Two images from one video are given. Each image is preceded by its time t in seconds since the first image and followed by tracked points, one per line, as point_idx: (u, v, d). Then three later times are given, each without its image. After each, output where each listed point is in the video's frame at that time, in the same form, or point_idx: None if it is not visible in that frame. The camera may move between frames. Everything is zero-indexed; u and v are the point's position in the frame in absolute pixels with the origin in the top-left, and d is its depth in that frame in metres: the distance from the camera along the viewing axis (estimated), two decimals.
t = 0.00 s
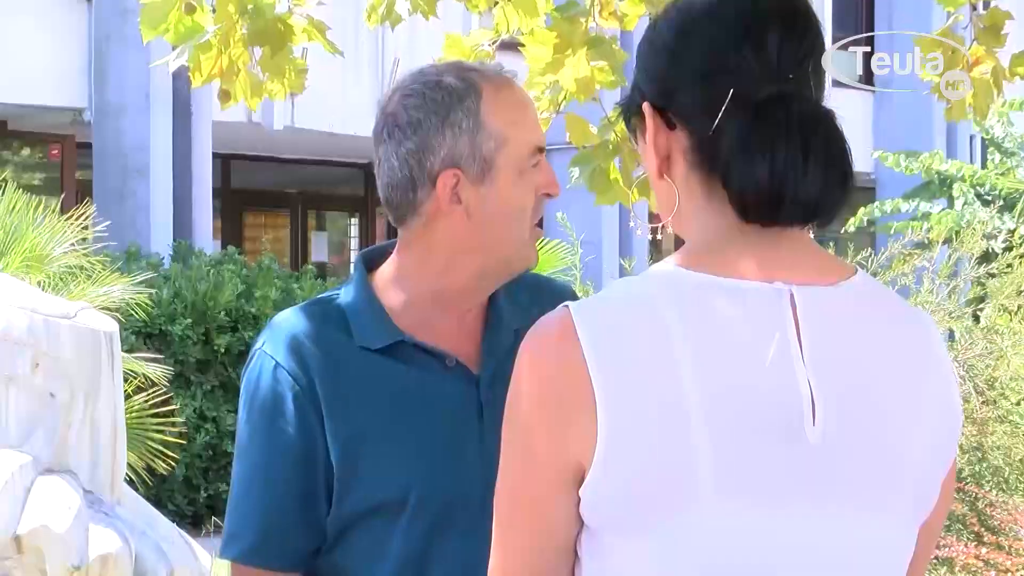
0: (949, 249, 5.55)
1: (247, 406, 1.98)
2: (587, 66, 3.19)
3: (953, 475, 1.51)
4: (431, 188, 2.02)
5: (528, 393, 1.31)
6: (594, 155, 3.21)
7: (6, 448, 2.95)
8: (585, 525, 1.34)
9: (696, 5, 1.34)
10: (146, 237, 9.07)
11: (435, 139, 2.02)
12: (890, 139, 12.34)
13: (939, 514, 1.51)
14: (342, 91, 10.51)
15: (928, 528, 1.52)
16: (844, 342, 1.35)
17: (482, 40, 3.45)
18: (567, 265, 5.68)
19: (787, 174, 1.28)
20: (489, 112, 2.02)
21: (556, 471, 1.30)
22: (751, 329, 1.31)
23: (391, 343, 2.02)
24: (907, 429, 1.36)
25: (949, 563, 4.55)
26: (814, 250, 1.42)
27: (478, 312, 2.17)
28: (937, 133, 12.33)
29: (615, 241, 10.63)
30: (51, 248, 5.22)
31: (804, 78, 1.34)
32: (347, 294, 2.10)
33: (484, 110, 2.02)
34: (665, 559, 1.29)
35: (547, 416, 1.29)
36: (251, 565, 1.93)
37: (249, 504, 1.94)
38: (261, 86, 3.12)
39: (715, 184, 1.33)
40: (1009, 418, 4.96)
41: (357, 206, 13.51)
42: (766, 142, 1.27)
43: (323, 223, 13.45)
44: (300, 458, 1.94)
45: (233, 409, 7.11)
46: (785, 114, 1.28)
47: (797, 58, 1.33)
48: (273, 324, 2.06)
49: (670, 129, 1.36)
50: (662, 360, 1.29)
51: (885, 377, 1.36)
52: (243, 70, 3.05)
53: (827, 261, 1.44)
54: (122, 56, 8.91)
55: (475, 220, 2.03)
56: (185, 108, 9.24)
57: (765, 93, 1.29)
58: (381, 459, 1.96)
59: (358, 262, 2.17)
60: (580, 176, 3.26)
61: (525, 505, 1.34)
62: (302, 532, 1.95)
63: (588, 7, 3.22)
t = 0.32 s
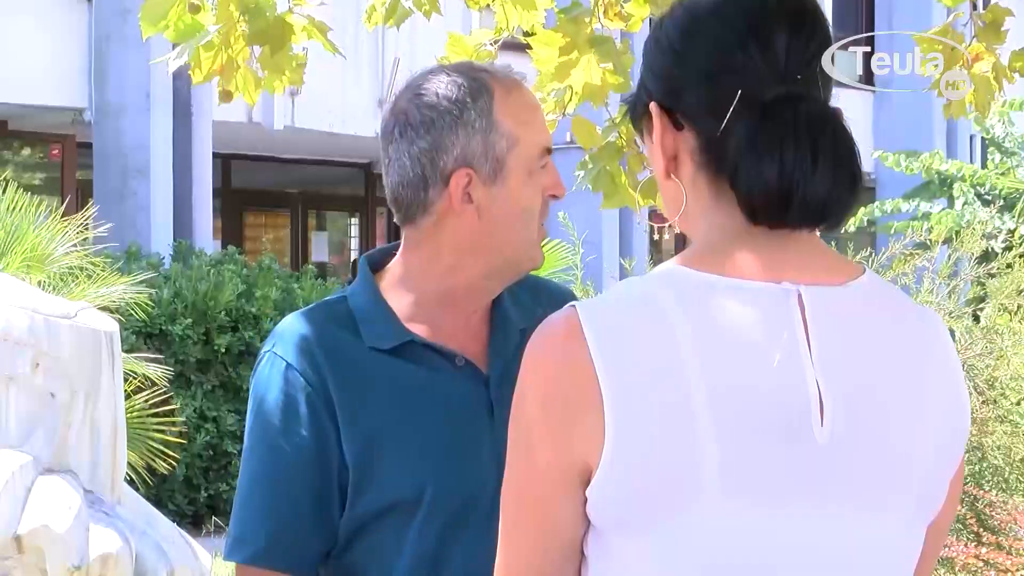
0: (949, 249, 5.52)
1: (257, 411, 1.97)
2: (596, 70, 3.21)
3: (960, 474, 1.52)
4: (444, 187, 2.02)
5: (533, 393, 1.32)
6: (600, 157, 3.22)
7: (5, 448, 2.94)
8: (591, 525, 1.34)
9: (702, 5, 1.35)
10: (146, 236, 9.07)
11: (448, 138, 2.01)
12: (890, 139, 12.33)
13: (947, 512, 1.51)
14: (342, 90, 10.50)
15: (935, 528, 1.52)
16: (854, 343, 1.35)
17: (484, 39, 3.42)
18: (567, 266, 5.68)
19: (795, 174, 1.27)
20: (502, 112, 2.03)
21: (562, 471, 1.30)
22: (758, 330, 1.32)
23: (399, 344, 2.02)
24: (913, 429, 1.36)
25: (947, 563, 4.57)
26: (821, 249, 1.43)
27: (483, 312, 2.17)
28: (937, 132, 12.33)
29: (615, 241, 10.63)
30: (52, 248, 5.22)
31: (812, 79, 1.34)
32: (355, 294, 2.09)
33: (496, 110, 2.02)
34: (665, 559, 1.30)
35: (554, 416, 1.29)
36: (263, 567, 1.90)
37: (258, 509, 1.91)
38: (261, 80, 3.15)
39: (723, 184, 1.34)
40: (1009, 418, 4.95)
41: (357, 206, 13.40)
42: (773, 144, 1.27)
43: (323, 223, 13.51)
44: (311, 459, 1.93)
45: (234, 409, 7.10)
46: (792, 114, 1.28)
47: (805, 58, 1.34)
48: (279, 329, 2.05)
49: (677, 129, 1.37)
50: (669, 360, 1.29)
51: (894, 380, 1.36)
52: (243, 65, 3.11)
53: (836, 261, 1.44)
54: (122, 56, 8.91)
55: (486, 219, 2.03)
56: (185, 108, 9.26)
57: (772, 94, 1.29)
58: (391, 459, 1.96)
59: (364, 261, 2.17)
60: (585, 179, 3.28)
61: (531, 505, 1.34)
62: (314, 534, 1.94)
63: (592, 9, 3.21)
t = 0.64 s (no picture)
0: (949, 248, 5.50)
1: (274, 408, 2.01)
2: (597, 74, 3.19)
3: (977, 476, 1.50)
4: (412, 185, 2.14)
5: (544, 396, 1.32)
6: (597, 158, 3.22)
7: (6, 448, 2.94)
8: (603, 526, 1.34)
9: (719, 3, 1.34)
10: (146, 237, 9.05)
11: (416, 139, 2.13)
12: (890, 139, 12.32)
13: (961, 515, 1.50)
14: (342, 91, 10.50)
15: (951, 528, 1.51)
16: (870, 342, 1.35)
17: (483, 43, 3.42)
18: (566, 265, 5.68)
19: (815, 177, 1.27)
20: (463, 112, 2.07)
21: (575, 473, 1.30)
22: (772, 331, 1.31)
23: (415, 342, 2.03)
24: (925, 430, 1.35)
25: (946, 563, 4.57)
26: (841, 252, 1.41)
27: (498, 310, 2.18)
28: (937, 133, 12.32)
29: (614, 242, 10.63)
30: (51, 248, 5.21)
31: (829, 80, 1.34)
32: (373, 294, 2.12)
33: (459, 109, 2.07)
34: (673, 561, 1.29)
35: (566, 416, 1.29)
36: (283, 562, 1.94)
37: (279, 503, 1.95)
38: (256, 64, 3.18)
39: (739, 185, 1.33)
40: (1009, 418, 4.92)
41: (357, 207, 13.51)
42: (794, 146, 1.27)
43: (323, 223, 13.50)
44: (330, 457, 1.96)
45: (233, 409, 7.10)
46: (811, 116, 1.28)
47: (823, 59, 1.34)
48: (292, 337, 2.07)
49: (693, 129, 1.36)
50: (681, 358, 1.29)
51: (908, 382, 1.35)
52: (237, 53, 3.13)
53: (856, 264, 1.43)
54: (122, 56, 8.88)
55: (456, 219, 2.09)
56: (185, 108, 9.27)
57: (792, 95, 1.29)
58: (406, 457, 1.97)
59: (383, 262, 2.22)
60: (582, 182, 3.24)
61: (544, 508, 1.34)
62: (333, 530, 1.96)
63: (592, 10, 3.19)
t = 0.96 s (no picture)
0: (949, 248, 5.50)
1: (287, 395, 2.03)
2: (584, 71, 3.27)
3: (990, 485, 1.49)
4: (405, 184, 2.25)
5: (562, 399, 1.32)
6: (590, 161, 3.20)
7: (6, 448, 2.96)
8: (623, 531, 1.34)
9: (741, 5, 1.33)
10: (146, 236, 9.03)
11: (405, 140, 2.24)
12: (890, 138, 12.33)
13: (974, 524, 1.49)
14: (342, 90, 10.51)
15: (964, 536, 1.49)
16: (889, 346, 1.34)
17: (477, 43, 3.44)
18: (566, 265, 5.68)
19: (844, 183, 1.26)
20: (432, 113, 2.16)
21: (596, 477, 1.30)
22: (791, 336, 1.30)
23: (426, 339, 2.04)
24: (942, 437, 1.34)
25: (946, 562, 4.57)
26: (864, 259, 1.40)
27: (513, 311, 2.18)
28: (937, 132, 12.33)
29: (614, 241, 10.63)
30: (51, 249, 5.22)
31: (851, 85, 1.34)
32: (392, 294, 2.14)
33: (433, 108, 2.16)
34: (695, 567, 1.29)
35: (586, 419, 1.29)
36: (294, 556, 1.96)
37: (287, 491, 1.98)
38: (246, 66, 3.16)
39: (765, 190, 1.32)
40: (1009, 418, 4.92)
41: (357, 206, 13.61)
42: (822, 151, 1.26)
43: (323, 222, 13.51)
44: (341, 455, 1.98)
45: (233, 409, 7.10)
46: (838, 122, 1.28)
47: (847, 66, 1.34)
48: (305, 334, 2.08)
49: (714, 131, 1.35)
50: (698, 361, 1.29)
51: (924, 388, 1.34)
52: (228, 55, 3.10)
53: (876, 269, 1.43)
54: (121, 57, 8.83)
55: (439, 215, 2.16)
56: (185, 108, 9.30)
57: (817, 101, 1.29)
58: (416, 457, 1.97)
59: (403, 261, 2.24)
60: (575, 184, 3.21)
61: (562, 513, 1.34)
62: (342, 527, 1.98)
63: (584, 11, 3.19)
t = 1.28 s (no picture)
0: (947, 248, 5.50)
1: (296, 394, 2.05)
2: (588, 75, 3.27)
3: (996, 485, 1.50)
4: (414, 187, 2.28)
5: (570, 398, 1.33)
6: (588, 163, 3.22)
7: (7, 447, 2.98)
8: (633, 531, 1.34)
9: (751, 8, 1.34)
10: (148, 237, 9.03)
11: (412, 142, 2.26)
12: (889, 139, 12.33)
13: (979, 524, 1.49)
14: (342, 90, 10.52)
15: (969, 536, 1.50)
16: (896, 347, 1.35)
17: (477, 44, 3.42)
18: (566, 264, 5.70)
19: (853, 186, 1.27)
20: (435, 115, 2.18)
21: (605, 476, 1.31)
22: (799, 336, 1.31)
23: (431, 339, 2.04)
24: (948, 437, 1.35)
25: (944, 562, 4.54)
26: (873, 262, 1.42)
27: (523, 312, 2.18)
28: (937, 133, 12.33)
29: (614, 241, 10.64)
30: (53, 248, 5.23)
31: (859, 88, 1.35)
32: (404, 294, 2.14)
33: (437, 112, 2.17)
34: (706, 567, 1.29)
35: (597, 419, 1.30)
36: (296, 553, 1.96)
37: (289, 485, 1.99)
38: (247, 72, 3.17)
39: (776, 193, 1.33)
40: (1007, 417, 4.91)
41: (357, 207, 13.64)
42: (832, 153, 1.27)
43: (323, 223, 13.52)
44: (344, 453, 1.99)
45: (234, 408, 7.11)
46: (848, 125, 1.28)
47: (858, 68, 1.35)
48: (316, 332, 2.09)
49: (724, 133, 1.36)
50: (707, 361, 1.30)
51: (929, 388, 1.35)
52: (228, 60, 3.12)
53: (884, 269, 1.44)
54: (123, 58, 8.87)
55: (446, 217, 2.18)
56: (187, 108, 9.32)
57: (826, 104, 1.30)
58: (421, 457, 1.98)
59: (417, 262, 2.25)
60: (573, 184, 3.23)
61: (571, 512, 1.34)
62: (345, 524, 1.99)
63: (585, 14, 3.19)
